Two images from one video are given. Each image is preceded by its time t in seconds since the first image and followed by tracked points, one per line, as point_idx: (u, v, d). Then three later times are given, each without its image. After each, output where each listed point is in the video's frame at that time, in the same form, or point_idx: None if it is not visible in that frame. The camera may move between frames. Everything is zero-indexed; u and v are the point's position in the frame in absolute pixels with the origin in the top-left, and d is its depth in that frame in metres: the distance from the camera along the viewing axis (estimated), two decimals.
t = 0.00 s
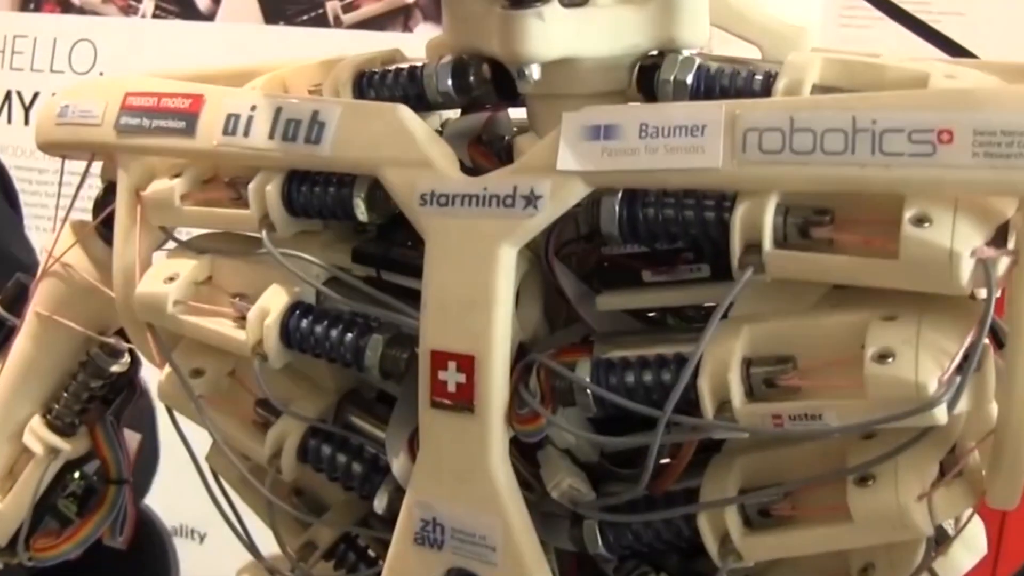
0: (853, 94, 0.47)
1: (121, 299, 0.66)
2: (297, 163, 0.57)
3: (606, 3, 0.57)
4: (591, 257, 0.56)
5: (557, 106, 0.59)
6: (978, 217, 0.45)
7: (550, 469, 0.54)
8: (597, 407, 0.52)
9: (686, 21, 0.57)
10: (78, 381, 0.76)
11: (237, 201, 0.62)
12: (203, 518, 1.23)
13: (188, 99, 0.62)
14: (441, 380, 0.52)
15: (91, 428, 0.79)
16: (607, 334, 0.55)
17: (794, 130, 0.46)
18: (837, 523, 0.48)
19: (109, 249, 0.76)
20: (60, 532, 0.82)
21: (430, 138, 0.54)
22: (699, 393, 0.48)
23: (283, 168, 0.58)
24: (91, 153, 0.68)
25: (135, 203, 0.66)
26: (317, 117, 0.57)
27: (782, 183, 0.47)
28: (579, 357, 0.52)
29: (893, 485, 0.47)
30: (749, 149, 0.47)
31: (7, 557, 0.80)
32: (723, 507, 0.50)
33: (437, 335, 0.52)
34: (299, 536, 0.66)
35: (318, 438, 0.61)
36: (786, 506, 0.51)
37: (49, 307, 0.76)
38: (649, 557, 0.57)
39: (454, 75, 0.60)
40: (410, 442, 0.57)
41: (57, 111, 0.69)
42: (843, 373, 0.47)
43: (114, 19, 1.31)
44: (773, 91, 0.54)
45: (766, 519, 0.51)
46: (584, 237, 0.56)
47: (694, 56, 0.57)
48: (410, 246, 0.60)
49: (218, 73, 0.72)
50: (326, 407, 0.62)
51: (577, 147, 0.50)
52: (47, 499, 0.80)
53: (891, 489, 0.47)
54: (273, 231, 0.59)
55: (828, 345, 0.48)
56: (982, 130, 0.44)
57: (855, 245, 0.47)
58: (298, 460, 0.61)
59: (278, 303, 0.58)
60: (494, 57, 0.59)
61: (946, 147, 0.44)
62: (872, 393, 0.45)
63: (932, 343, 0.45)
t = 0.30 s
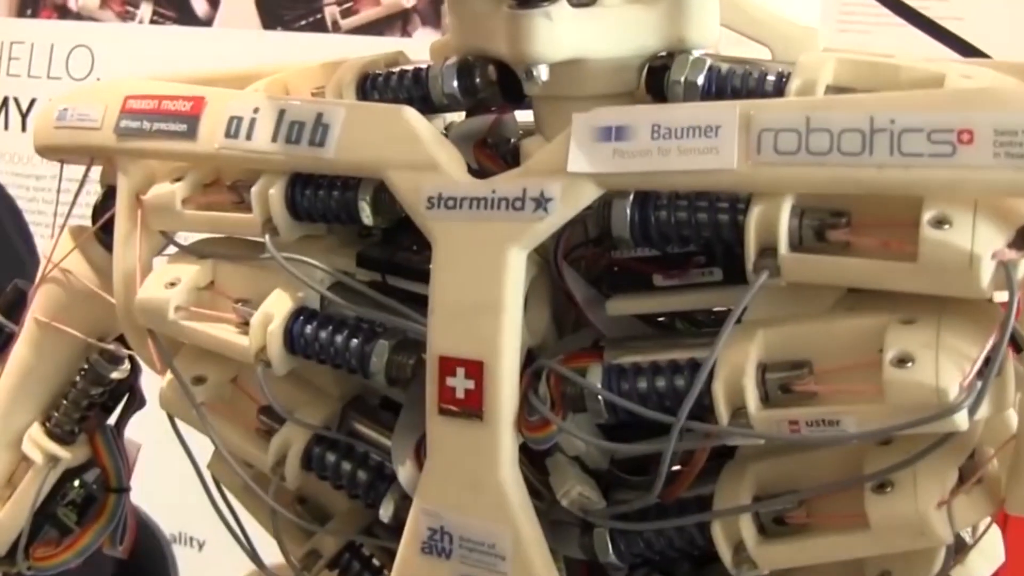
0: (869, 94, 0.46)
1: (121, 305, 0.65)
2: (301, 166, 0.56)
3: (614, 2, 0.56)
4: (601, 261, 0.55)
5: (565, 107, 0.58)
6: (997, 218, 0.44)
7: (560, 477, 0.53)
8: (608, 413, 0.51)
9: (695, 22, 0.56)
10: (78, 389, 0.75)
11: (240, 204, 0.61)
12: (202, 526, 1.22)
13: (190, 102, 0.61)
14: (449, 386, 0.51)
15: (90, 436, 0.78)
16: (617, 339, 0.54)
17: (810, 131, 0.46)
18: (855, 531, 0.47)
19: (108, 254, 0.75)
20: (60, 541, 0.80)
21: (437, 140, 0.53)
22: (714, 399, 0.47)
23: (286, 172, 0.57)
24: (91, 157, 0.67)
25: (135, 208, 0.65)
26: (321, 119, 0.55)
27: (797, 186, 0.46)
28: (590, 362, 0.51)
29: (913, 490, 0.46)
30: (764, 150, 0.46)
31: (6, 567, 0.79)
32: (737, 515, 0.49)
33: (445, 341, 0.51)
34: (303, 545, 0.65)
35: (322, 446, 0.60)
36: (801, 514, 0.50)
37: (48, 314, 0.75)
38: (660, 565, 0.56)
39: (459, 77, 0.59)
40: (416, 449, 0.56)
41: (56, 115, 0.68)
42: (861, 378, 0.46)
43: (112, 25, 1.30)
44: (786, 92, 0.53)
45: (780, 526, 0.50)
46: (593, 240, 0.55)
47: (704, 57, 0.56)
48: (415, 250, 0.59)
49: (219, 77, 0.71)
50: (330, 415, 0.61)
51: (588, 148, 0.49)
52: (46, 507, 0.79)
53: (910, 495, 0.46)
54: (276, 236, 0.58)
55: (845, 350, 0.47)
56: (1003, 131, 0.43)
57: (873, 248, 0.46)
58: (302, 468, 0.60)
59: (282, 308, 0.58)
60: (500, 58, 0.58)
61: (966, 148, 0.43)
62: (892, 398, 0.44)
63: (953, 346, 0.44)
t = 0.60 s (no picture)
0: (881, 82, 0.46)
1: (130, 302, 0.64)
2: (311, 158, 0.56)
3: None
4: (611, 254, 0.55)
5: (573, 100, 0.58)
6: (1011, 206, 0.44)
7: (571, 470, 0.53)
8: (621, 404, 0.50)
9: (706, 13, 0.56)
10: (86, 385, 0.75)
11: (249, 198, 0.61)
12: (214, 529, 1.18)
13: (198, 95, 0.61)
14: (461, 377, 0.51)
15: (98, 433, 0.77)
16: (628, 331, 0.54)
17: (823, 119, 0.46)
18: (869, 521, 0.47)
19: (115, 251, 0.75)
20: (68, 539, 0.80)
21: (447, 131, 0.53)
22: (727, 388, 0.47)
23: (296, 164, 0.57)
24: (99, 152, 0.67)
25: (144, 203, 0.65)
26: (332, 111, 0.56)
27: (810, 174, 0.46)
28: (603, 354, 0.51)
29: (927, 479, 0.46)
30: (777, 139, 0.46)
31: (13, 565, 0.79)
32: (751, 505, 0.49)
33: (456, 332, 0.51)
34: (312, 542, 0.65)
35: (333, 440, 0.60)
36: (814, 504, 0.49)
37: (55, 310, 0.75)
38: (671, 559, 0.56)
39: (470, 70, 0.59)
40: (427, 442, 0.56)
41: (63, 111, 0.68)
42: (875, 367, 0.46)
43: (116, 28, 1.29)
44: (797, 83, 0.53)
45: (793, 517, 0.50)
46: (605, 233, 0.55)
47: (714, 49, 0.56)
48: (424, 243, 0.59)
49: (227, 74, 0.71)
50: (342, 409, 0.61)
51: (601, 138, 0.49)
52: (53, 505, 0.79)
53: (925, 483, 0.46)
54: (286, 229, 0.58)
55: (859, 339, 0.47)
56: (1017, 117, 0.43)
57: (887, 237, 0.46)
58: (312, 462, 0.60)
59: (293, 300, 0.57)
60: (510, 52, 0.57)
61: (980, 135, 0.43)
62: (906, 386, 0.44)
63: (967, 333, 0.44)
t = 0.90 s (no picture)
0: (888, 70, 0.47)
1: (144, 295, 0.65)
2: (326, 150, 0.57)
3: None
4: (622, 244, 0.56)
5: (582, 92, 0.59)
6: (1016, 191, 0.45)
7: (583, 456, 0.54)
8: (632, 388, 0.51)
9: (711, 7, 0.57)
10: (99, 379, 0.76)
11: (262, 190, 0.62)
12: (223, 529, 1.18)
13: (212, 89, 0.62)
14: (475, 364, 0.51)
15: (110, 427, 0.78)
16: (638, 319, 0.55)
17: (831, 106, 0.46)
18: (877, 502, 0.48)
19: (128, 246, 0.76)
20: (81, 534, 0.80)
21: (459, 122, 0.54)
22: (738, 372, 0.48)
23: (310, 156, 0.58)
24: (113, 147, 0.68)
25: (157, 196, 0.66)
26: (345, 104, 0.56)
27: (818, 161, 0.47)
28: (614, 341, 0.52)
29: (934, 459, 0.47)
30: (785, 126, 0.47)
31: (28, 560, 0.80)
32: (761, 488, 0.49)
33: (469, 319, 0.51)
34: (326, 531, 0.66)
35: (347, 430, 0.60)
36: (824, 487, 0.50)
37: (69, 305, 0.75)
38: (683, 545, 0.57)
39: (481, 64, 0.60)
40: (440, 431, 0.57)
41: (77, 106, 0.69)
42: (883, 350, 0.47)
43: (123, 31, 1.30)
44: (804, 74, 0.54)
45: (803, 500, 0.51)
46: (615, 222, 0.56)
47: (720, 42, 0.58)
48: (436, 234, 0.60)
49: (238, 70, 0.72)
50: (355, 399, 0.61)
51: (611, 126, 0.50)
52: (67, 499, 0.80)
53: (932, 464, 0.47)
54: (300, 220, 0.59)
55: (868, 323, 0.47)
56: (1022, 103, 0.43)
57: (893, 222, 0.47)
58: (326, 451, 0.61)
59: (307, 291, 0.58)
60: (520, 45, 0.58)
61: (985, 121, 0.44)
62: (914, 367, 0.45)
63: (973, 316, 0.45)
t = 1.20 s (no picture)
0: (892, 46, 0.47)
1: (157, 276, 0.66)
2: (338, 130, 0.58)
3: None
4: (630, 221, 0.57)
5: (589, 73, 0.60)
6: (1017, 163, 0.46)
7: (592, 429, 0.55)
8: (642, 360, 0.52)
9: None
10: (113, 362, 0.77)
11: (275, 171, 0.62)
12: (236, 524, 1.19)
13: (225, 72, 0.63)
14: (486, 337, 0.52)
15: (124, 411, 0.79)
16: (646, 295, 0.56)
17: (835, 81, 0.47)
18: (882, 471, 0.49)
19: (141, 230, 0.77)
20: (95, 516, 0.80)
21: (470, 101, 0.55)
22: (745, 343, 0.49)
23: (322, 137, 0.59)
24: (126, 131, 0.69)
25: (170, 178, 0.67)
26: (357, 84, 0.57)
27: (823, 135, 0.47)
28: (623, 316, 0.53)
29: (938, 428, 0.48)
30: (791, 101, 0.48)
31: (43, 542, 0.81)
32: (768, 458, 0.50)
33: (481, 293, 0.52)
34: (339, 508, 0.67)
35: (359, 407, 0.61)
36: (829, 456, 0.51)
37: (83, 289, 0.77)
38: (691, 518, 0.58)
39: (490, 46, 0.61)
40: (452, 406, 0.58)
41: (89, 91, 0.70)
42: (888, 320, 0.47)
43: (128, 26, 1.31)
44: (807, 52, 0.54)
45: (809, 470, 0.52)
46: (622, 199, 0.57)
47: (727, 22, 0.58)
48: (447, 214, 0.61)
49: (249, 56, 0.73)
50: (366, 376, 0.62)
51: (620, 103, 0.51)
52: (80, 482, 0.81)
53: (936, 432, 0.48)
54: (313, 200, 0.60)
55: (873, 295, 0.48)
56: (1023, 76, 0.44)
57: (897, 194, 0.48)
58: (338, 430, 0.61)
59: (319, 269, 0.59)
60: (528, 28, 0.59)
61: (987, 94, 0.45)
62: (918, 336, 0.46)
63: (976, 286, 0.46)
